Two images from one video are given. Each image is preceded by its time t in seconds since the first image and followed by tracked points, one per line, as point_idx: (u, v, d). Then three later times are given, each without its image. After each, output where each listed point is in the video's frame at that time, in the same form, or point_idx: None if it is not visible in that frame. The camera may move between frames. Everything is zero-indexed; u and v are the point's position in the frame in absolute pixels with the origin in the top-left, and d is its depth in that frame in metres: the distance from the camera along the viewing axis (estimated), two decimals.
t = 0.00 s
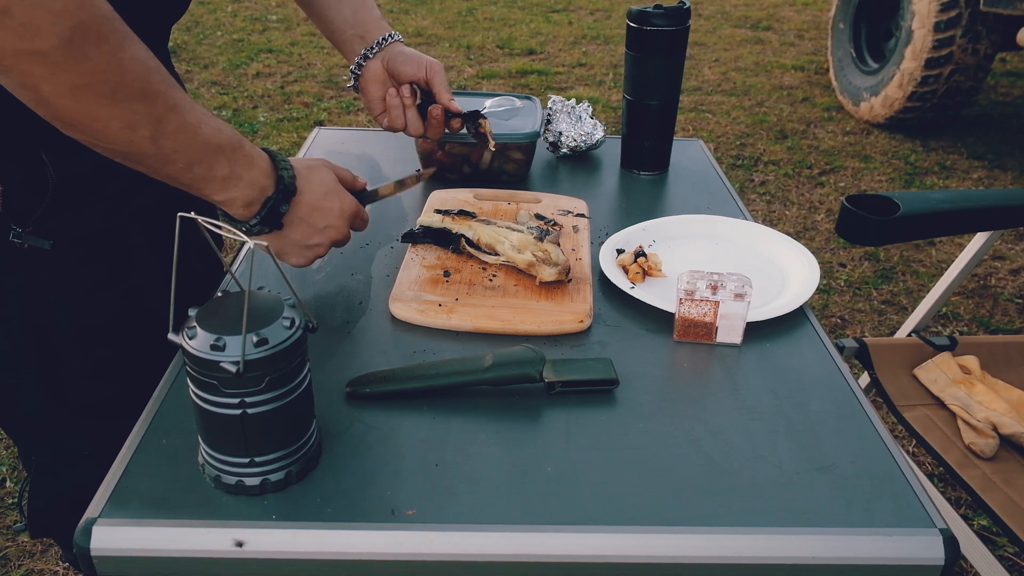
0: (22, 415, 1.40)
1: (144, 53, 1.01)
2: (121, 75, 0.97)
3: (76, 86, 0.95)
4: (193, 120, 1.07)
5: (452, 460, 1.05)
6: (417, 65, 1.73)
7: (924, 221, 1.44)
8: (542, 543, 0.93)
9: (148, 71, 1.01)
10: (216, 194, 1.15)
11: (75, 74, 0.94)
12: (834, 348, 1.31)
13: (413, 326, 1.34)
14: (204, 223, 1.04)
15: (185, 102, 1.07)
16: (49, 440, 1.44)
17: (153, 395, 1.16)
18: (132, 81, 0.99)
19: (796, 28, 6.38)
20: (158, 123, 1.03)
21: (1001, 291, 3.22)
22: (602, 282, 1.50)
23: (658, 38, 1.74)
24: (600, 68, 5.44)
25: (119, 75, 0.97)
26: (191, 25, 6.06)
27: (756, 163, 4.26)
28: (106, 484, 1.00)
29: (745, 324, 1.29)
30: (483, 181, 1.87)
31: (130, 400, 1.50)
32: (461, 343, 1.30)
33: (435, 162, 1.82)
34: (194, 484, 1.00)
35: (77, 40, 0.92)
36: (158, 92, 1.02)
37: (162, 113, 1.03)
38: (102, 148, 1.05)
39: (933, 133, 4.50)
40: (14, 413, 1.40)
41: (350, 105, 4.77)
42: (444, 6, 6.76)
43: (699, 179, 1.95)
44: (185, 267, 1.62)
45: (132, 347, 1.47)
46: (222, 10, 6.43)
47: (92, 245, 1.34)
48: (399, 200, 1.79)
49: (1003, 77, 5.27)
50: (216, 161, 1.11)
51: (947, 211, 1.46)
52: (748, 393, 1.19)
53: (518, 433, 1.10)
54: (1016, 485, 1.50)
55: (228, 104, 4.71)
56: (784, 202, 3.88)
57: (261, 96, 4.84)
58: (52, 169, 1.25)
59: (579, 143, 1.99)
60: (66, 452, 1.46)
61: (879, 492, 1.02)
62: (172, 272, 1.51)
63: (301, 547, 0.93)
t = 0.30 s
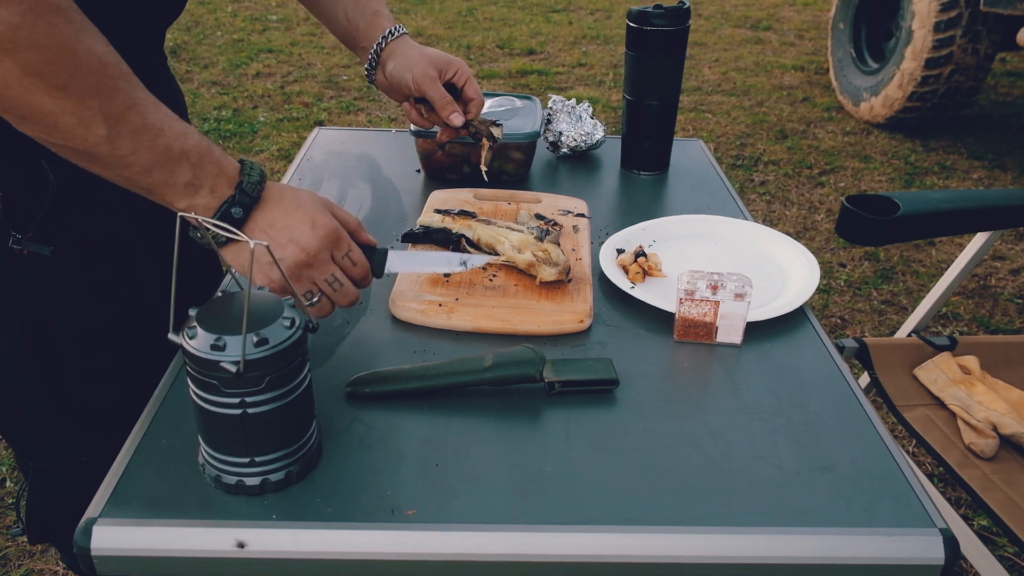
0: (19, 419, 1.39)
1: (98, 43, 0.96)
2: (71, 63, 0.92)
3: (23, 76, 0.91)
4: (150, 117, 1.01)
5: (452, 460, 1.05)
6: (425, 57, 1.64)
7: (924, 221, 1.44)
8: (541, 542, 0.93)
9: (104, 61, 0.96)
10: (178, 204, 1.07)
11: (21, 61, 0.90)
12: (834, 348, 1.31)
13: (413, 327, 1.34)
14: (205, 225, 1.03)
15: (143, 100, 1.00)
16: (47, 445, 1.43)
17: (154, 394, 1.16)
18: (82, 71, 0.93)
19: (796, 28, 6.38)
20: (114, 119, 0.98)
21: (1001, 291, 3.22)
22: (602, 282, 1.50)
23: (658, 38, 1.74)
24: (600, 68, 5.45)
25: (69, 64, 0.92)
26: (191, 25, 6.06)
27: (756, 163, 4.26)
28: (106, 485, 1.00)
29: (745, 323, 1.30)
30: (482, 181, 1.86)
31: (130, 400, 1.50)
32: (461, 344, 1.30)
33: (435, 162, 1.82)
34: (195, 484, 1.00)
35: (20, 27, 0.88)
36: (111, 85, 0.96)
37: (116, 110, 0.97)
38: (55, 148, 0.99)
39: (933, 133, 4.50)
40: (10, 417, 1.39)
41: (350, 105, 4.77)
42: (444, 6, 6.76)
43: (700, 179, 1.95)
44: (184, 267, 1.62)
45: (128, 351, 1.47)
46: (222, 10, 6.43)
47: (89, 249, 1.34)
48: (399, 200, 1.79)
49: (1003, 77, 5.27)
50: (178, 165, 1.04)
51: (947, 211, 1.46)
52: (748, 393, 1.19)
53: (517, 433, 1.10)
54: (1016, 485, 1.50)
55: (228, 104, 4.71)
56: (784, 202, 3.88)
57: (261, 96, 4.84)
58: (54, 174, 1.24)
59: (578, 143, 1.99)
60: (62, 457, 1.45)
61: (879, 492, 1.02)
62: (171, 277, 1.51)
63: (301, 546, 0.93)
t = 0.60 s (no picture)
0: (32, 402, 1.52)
1: None
2: None
3: None
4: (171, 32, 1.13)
5: (452, 460, 1.05)
6: None
7: (924, 221, 1.44)
8: (542, 543, 0.93)
9: None
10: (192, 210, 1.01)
11: None
12: (834, 349, 1.31)
13: (413, 327, 1.34)
14: (206, 224, 1.04)
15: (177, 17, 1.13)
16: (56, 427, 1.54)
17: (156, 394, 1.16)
18: None
19: (796, 29, 6.38)
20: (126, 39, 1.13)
21: (1001, 291, 3.22)
22: (602, 282, 1.50)
23: (658, 38, 1.74)
24: (600, 68, 5.45)
25: None
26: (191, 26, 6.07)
27: (756, 163, 4.26)
28: (106, 485, 1.00)
29: (745, 323, 1.30)
30: (483, 182, 1.87)
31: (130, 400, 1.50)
32: (461, 344, 1.31)
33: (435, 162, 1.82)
34: (195, 484, 1.00)
35: None
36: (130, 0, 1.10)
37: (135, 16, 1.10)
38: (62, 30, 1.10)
39: (933, 133, 4.50)
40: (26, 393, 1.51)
41: (350, 105, 4.77)
42: (444, 7, 6.76)
43: (700, 179, 1.94)
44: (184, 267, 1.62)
45: (126, 339, 1.52)
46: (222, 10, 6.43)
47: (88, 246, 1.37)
48: (399, 200, 1.79)
49: (1003, 77, 5.27)
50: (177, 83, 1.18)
51: (946, 211, 1.46)
52: (748, 393, 1.19)
53: (517, 433, 1.10)
54: (1016, 485, 1.50)
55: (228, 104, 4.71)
56: (784, 202, 3.88)
57: (261, 96, 4.84)
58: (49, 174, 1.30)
59: (578, 143, 1.99)
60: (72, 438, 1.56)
61: (879, 492, 1.02)
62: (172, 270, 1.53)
63: (301, 547, 0.93)
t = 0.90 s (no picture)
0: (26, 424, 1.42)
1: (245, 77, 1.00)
2: (206, 76, 0.94)
3: (190, 61, 0.93)
4: (270, 146, 0.96)
5: (452, 460, 1.05)
6: None
7: (924, 221, 1.44)
8: (541, 543, 0.93)
9: (251, 100, 0.96)
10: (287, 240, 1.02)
11: (159, 60, 0.91)
12: (834, 349, 1.31)
13: (413, 327, 1.34)
14: (206, 225, 1.04)
15: (291, 125, 0.99)
16: (55, 457, 1.46)
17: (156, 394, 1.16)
18: (211, 85, 0.94)
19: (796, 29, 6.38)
20: (230, 154, 0.96)
21: (1001, 291, 3.22)
22: (602, 282, 1.50)
23: (658, 38, 1.74)
24: (600, 68, 5.45)
25: (206, 75, 0.94)
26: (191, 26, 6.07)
27: (756, 163, 4.26)
28: (106, 485, 1.00)
29: (745, 323, 1.29)
30: (483, 182, 1.86)
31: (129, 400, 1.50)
32: (461, 343, 1.31)
33: (435, 162, 1.82)
34: (195, 484, 1.00)
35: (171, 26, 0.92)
36: (248, 106, 0.96)
37: (254, 139, 0.96)
38: (155, 128, 0.96)
39: (933, 133, 4.50)
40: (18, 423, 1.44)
41: (350, 105, 4.77)
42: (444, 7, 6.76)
43: (700, 179, 1.94)
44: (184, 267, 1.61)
45: (126, 339, 1.46)
46: (222, 10, 6.43)
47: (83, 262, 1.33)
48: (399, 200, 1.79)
49: (1003, 77, 5.27)
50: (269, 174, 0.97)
51: (946, 211, 1.46)
52: (749, 392, 1.19)
53: (518, 433, 1.10)
54: (1016, 485, 1.50)
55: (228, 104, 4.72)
56: (784, 202, 3.88)
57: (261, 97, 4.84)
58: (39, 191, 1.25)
59: (578, 143, 1.99)
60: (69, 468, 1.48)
61: (880, 492, 1.02)
62: (172, 270, 1.50)
63: (301, 546, 0.93)
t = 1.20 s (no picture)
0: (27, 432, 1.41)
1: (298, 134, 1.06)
2: (268, 146, 1.00)
3: (253, 131, 0.98)
4: (319, 219, 1.05)
5: (452, 461, 1.05)
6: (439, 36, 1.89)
7: (924, 221, 1.44)
8: (542, 542, 0.93)
9: (307, 173, 1.04)
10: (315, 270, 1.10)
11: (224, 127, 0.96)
12: (834, 349, 1.31)
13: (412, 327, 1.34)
14: (206, 224, 1.04)
15: (338, 195, 1.07)
16: (47, 473, 1.44)
17: (154, 395, 1.16)
18: (270, 155, 1.00)
19: (796, 29, 6.38)
20: (278, 215, 1.04)
21: (1001, 291, 3.22)
22: (602, 282, 1.50)
23: (658, 38, 1.74)
24: (600, 68, 5.45)
25: (268, 144, 1.00)
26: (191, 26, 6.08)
27: (756, 163, 4.26)
28: (106, 485, 1.00)
29: (745, 323, 1.29)
30: (483, 182, 1.87)
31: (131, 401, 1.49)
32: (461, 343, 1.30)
33: (436, 163, 1.82)
34: (196, 484, 1.00)
35: (240, 94, 0.96)
36: (304, 178, 1.03)
37: (303, 209, 1.04)
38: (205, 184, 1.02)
39: (933, 133, 4.50)
40: (8, 436, 1.42)
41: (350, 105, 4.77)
42: (444, 7, 6.76)
43: (700, 179, 1.94)
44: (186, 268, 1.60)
45: (126, 339, 1.43)
46: (222, 10, 6.43)
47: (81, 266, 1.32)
48: (399, 200, 1.79)
49: (1003, 77, 5.27)
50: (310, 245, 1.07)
51: (947, 211, 1.46)
52: (749, 392, 1.19)
53: (517, 433, 1.10)
54: (1016, 485, 1.50)
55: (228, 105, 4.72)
56: (784, 202, 3.88)
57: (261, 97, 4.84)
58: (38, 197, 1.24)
59: (578, 143, 1.99)
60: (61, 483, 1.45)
61: (880, 492, 1.02)
62: (173, 271, 1.48)
63: (301, 546, 0.93)
